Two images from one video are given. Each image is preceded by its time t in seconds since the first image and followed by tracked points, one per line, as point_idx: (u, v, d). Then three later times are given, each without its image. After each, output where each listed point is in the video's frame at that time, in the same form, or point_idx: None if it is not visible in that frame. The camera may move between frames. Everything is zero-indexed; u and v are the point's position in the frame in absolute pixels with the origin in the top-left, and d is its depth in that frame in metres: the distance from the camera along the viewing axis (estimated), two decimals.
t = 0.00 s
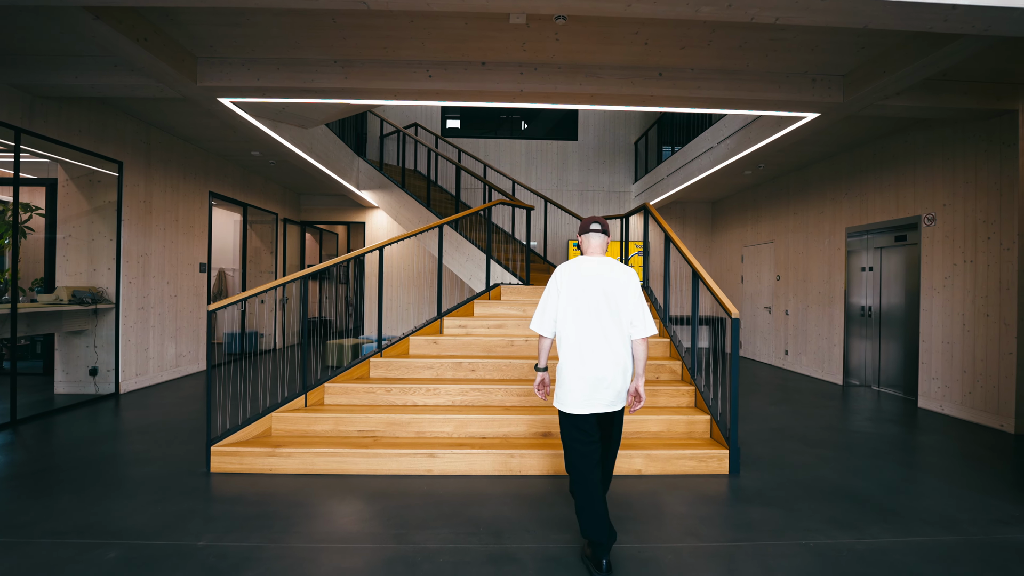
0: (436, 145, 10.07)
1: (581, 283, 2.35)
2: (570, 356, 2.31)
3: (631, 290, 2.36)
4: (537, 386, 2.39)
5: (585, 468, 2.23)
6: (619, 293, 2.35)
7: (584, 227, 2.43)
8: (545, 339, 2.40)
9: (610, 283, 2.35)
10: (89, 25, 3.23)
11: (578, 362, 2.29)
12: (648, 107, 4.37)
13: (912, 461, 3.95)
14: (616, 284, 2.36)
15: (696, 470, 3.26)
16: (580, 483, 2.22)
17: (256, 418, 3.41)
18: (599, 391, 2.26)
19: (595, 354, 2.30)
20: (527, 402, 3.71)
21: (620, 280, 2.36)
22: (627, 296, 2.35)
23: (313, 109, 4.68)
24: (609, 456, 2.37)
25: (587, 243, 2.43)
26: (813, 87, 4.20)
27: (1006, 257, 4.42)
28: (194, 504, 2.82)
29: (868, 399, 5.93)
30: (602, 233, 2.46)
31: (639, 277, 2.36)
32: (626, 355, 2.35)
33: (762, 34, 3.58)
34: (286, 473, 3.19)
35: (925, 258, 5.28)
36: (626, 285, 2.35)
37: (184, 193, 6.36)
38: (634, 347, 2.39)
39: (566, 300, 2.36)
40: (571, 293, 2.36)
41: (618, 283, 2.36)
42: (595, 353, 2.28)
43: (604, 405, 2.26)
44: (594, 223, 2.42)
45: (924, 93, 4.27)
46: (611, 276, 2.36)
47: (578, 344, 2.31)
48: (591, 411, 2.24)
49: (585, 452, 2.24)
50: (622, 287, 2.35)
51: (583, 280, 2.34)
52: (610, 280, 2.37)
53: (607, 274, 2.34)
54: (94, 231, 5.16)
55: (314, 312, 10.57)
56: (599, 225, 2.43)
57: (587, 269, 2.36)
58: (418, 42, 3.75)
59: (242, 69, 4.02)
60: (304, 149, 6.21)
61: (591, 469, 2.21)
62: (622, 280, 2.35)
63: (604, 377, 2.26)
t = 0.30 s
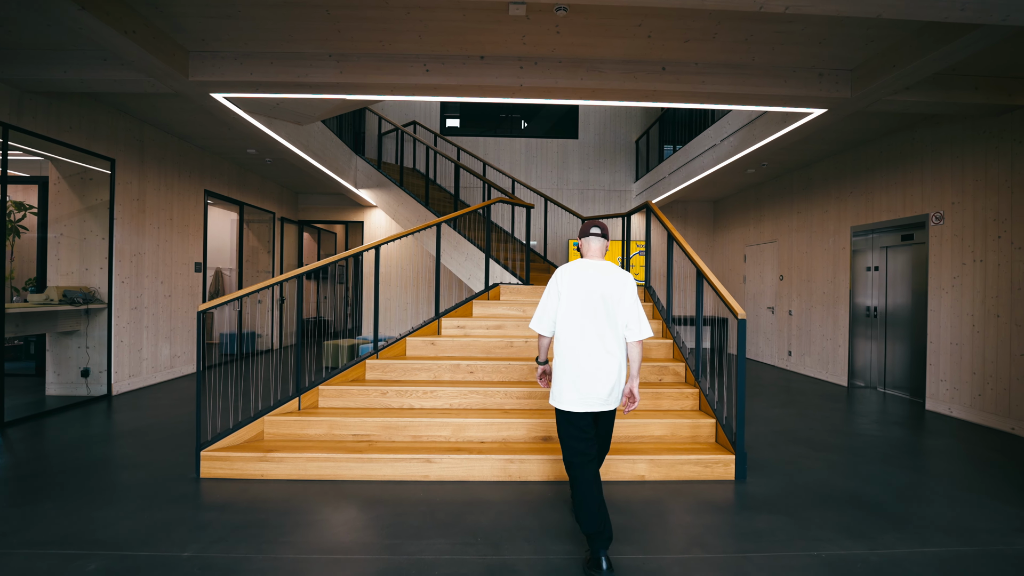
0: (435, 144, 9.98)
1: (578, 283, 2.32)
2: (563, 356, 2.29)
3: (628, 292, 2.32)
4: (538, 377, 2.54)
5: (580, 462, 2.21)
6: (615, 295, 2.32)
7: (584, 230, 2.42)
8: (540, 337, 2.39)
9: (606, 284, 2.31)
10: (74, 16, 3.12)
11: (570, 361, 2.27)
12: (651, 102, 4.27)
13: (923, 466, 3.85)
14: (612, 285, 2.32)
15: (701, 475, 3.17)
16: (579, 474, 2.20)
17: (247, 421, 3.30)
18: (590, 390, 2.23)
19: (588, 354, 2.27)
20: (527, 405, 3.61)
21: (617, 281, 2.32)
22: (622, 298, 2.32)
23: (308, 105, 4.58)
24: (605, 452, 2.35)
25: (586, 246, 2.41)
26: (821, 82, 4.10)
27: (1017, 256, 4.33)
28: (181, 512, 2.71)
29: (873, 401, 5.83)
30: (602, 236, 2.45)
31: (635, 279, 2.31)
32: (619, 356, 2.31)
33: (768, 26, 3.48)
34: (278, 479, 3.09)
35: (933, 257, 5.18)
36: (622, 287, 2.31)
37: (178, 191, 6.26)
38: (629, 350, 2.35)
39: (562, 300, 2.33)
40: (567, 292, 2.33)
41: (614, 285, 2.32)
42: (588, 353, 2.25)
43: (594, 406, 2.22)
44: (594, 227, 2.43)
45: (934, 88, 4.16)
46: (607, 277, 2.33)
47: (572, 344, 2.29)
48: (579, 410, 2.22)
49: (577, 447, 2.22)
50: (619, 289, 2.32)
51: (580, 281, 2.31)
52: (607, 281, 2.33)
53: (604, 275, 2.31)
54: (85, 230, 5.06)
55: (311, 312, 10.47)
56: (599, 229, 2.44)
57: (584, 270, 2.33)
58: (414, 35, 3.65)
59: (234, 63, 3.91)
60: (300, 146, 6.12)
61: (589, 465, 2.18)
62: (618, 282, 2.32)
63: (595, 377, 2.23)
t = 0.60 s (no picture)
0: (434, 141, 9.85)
1: (580, 282, 2.53)
2: (568, 351, 2.49)
3: (626, 291, 2.54)
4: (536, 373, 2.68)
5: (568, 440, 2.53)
6: (614, 294, 2.53)
7: (583, 229, 2.59)
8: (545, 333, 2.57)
9: (607, 284, 2.53)
10: (54, 6, 3.01)
11: (575, 356, 2.48)
12: (653, 97, 4.15)
13: (934, 471, 3.74)
14: (612, 284, 2.54)
15: (707, 483, 3.05)
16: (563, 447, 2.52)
17: (237, 426, 3.19)
18: (593, 382, 2.45)
19: (591, 349, 2.48)
20: (527, 408, 3.50)
21: (616, 281, 2.54)
22: (622, 297, 2.54)
23: (302, 100, 4.45)
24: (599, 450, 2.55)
25: (586, 244, 2.59)
26: (829, 76, 3.98)
27: None
28: (164, 522, 2.60)
29: (880, 403, 5.72)
30: (599, 233, 2.61)
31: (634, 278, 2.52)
32: (619, 350, 2.54)
33: (776, 17, 3.37)
34: (267, 487, 2.97)
35: (942, 256, 5.07)
36: (621, 287, 2.53)
37: (170, 189, 6.13)
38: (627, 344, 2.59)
39: (565, 298, 2.53)
40: (571, 291, 2.54)
41: (614, 285, 2.54)
42: (591, 349, 2.46)
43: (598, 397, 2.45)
44: (593, 226, 2.58)
45: (945, 81, 4.04)
46: (607, 276, 2.54)
47: (576, 340, 2.50)
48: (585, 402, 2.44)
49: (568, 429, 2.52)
50: (618, 288, 2.54)
51: (583, 280, 2.52)
52: (606, 281, 2.55)
53: (605, 275, 2.51)
54: (75, 228, 4.94)
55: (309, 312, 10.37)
56: (597, 226, 2.60)
57: (586, 270, 2.54)
58: (410, 26, 3.53)
59: (224, 56, 3.79)
60: (295, 143, 6.00)
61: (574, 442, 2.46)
62: (618, 282, 2.54)
63: (599, 371, 2.44)
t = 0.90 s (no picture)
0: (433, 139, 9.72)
1: (580, 279, 2.53)
2: (573, 348, 2.50)
3: (625, 287, 2.58)
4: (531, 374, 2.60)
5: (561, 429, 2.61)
6: (613, 290, 2.57)
7: (579, 227, 2.61)
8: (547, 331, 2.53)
9: (606, 281, 2.55)
10: None
11: (580, 352, 2.49)
12: (657, 91, 4.03)
13: (946, 477, 3.62)
14: (611, 280, 2.57)
15: (713, 491, 2.93)
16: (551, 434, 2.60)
17: (225, 431, 3.07)
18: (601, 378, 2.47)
19: (597, 345, 2.50)
20: (526, 413, 3.38)
21: (615, 277, 2.57)
22: (621, 293, 2.58)
23: (295, 95, 4.32)
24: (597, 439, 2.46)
25: (583, 241, 2.64)
26: (838, 70, 3.86)
27: None
28: (146, 534, 2.48)
29: (886, 405, 5.61)
30: (596, 230, 2.64)
31: (634, 274, 2.56)
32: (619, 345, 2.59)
33: (785, 8, 3.25)
34: (255, 495, 2.85)
35: (951, 256, 4.95)
36: (620, 282, 2.57)
37: (163, 187, 6.01)
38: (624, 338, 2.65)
39: (567, 296, 2.52)
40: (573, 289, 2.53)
41: (613, 280, 2.57)
42: (596, 344, 2.48)
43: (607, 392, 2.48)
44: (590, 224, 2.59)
45: (958, 76, 3.92)
46: (606, 272, 2.57)
47: (580, 336, 2.51)
48: (594, 398, 2.46)
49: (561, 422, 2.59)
50: (617, 284, 2.57)
51: (584, 277, 2.53)
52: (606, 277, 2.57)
53: (604, 272, 2.54)
54: (63, 226, 4.81)
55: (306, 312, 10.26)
56: (593, 223, 2.62)
57: (585, 267, 2.55)
58: (406, 17, 3.41)
59: (214, 48, 3.67)
60: (289, 139, 5.87)
61: (562, 427, 2.49)
62: (617, 278, 2.57)
63: (606, 366, 2.48)
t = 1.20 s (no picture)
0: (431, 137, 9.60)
1: (579, 276, 2.44)
2: (573, 346, 2.40)
3: (625, 284, 2.49)
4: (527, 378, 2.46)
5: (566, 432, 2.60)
6: (613, 287, 2.47)
7: (576, 227, 2.52)
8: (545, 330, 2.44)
9: (605, 277, 2.46)
10: None
11: (581, 350, 2.38)
12: (661, 85, 3.91)
13: (961, 484, 3.50)
14: (610, 277, 2.47)
15: (721, 500, 2.80)
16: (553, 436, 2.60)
17: (212, 437, 2.95)
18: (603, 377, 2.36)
19: (597, 343, 2.40)
20: (526, 418, 3.25)
21: (615, 273, 2.47)
22: (621, 290, 2.49)
23: (288, 89, 4.19)
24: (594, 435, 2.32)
25: (579, 241, 2.56)
26: (849, 63, 3.74)
27: None
28: (126, 546, 2.35)
29: (894, 408, 5.49)
30: (592, 230, 2.56)
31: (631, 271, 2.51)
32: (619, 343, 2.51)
33: None
34: (243, 504, 2.73)
35: (962, 255, 4.82)
36: (619, 279, 2.48)
37: (155, 184, 5.87)
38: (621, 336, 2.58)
39: (566, 294, 2.43)
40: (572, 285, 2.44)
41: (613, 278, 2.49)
42: (598, 341, 2.39)
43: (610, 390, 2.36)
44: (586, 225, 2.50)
45: (973, 68, 3.79)
46: (605, 269, 2.48)
47: (580, 334, 2.41)
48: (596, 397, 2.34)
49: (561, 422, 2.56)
50: (617, 281, 2.48)
51: (582, 275, 2.44)
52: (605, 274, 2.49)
53: (603, 268, 2.45)
54: (51, 224, 4.69)
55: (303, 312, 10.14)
56: (590, 224, 2.53)
57: (583, 265, 2.46)
58: (402, 7, 3.28)
59: (202, 39, 3.53)
60: (283, 136, 5.75)
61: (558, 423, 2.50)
62: (616, 275, 2.47)
63: (609, 364, 2.37)
